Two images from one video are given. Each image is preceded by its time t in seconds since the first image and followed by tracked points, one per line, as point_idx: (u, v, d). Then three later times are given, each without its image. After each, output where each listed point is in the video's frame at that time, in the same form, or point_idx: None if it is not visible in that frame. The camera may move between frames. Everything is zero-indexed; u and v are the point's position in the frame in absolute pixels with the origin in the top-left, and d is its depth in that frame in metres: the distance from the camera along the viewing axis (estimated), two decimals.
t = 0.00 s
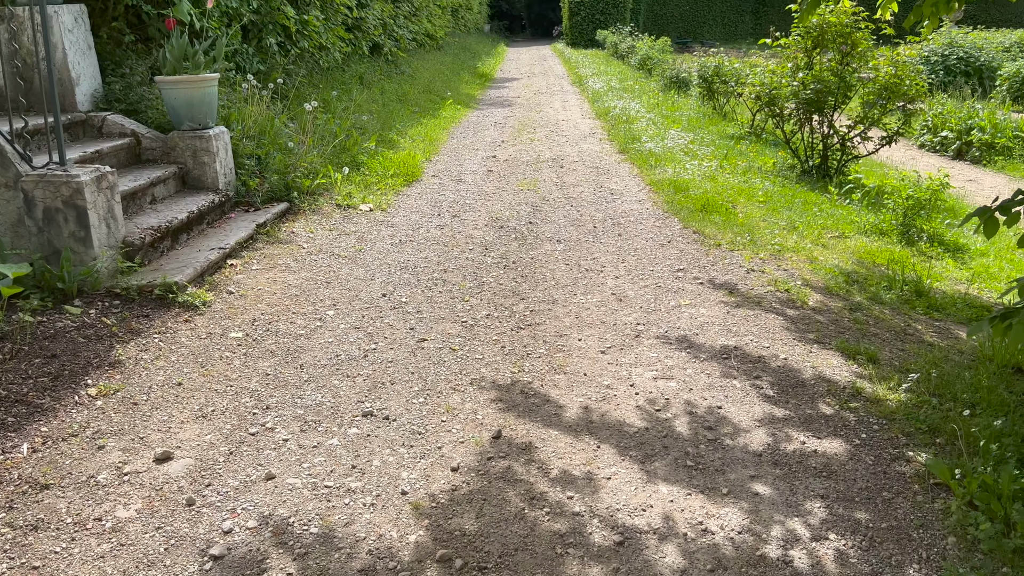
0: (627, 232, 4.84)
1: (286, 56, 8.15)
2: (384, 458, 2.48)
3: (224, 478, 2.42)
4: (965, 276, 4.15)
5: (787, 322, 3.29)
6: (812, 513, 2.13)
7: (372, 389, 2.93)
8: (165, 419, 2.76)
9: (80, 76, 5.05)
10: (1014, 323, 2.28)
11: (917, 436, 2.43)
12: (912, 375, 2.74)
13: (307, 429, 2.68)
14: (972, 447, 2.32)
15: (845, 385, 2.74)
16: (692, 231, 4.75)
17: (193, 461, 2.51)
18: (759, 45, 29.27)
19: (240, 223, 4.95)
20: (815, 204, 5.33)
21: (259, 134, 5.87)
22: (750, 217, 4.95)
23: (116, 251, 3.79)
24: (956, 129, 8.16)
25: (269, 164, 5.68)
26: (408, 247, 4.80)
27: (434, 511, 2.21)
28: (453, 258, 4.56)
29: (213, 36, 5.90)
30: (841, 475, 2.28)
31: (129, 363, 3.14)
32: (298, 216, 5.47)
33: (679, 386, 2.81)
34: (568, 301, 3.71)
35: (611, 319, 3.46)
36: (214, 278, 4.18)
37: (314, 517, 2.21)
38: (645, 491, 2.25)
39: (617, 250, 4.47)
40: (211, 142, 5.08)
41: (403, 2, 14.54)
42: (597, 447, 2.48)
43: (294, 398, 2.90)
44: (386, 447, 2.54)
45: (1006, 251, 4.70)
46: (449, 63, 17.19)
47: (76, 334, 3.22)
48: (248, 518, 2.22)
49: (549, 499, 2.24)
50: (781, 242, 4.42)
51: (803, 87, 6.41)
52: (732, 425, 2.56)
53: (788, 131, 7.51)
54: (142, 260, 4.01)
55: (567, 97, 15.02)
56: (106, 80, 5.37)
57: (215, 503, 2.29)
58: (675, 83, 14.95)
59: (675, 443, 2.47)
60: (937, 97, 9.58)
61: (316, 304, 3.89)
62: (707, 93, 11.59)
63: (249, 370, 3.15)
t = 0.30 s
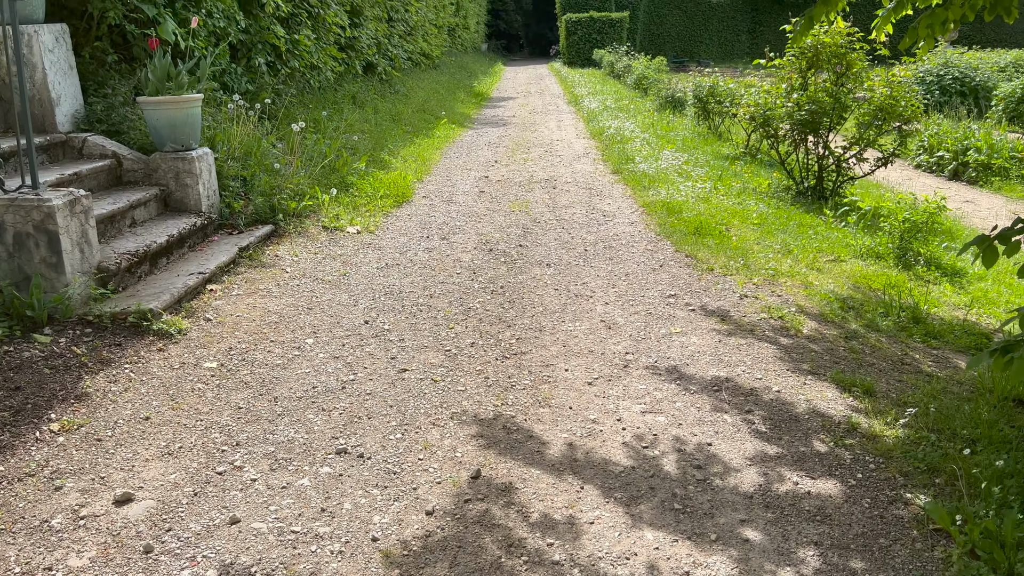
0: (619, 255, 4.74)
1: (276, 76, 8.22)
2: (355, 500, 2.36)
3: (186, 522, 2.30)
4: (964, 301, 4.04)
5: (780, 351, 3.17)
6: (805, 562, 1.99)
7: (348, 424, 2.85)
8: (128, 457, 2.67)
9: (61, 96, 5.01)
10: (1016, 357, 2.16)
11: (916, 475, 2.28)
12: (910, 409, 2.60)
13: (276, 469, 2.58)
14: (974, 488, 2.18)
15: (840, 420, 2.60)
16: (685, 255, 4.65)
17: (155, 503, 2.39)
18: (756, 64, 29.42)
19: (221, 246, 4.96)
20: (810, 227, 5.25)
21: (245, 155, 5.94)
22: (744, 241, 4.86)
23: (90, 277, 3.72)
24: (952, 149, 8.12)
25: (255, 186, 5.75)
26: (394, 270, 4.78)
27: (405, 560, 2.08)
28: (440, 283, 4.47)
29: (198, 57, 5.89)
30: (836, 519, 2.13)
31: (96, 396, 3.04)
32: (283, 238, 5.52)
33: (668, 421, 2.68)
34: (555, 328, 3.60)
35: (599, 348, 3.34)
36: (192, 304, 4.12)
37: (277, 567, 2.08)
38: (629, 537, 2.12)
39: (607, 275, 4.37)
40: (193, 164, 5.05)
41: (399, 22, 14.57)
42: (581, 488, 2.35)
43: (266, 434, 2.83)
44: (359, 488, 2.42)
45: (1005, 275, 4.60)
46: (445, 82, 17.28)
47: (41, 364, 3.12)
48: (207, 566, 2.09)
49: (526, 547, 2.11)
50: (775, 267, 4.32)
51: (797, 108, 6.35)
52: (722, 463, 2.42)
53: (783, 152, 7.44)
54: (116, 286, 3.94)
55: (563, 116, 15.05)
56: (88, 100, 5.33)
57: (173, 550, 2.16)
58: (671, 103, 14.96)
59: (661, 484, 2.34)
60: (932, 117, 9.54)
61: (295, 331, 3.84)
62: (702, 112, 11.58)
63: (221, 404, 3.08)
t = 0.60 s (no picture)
0: (607, 270, 4.67)
1: (261, 88, 8.24)
2: (328, 532, 2.25)
3: (148, 557, 2.18)
4: (956, 316, 3.99)
5: (772, 371, 3.07)
6: None
7: (323, 450, 2.76)
8: (91, 486, 2.57)
9: (37, 108, 4.93)
10: (1017, 379, 2.08)
11: (914, 503, 2.18)
12: (906, 432, 2.50)
13: (246, 498, 2.47)
14: (976, 517, 2.08)
15: (834, 444, 2.50)
16: (674, 270, 4.57)
17: (116, 536, 2.28)
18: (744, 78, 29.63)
19: (200, 262, 4.87)
20: (801, 241, 5.20)
21: (225, 169, 5.86)
22: (734, 255, 4.80)
23: (60, 295, 3.61)
24: (941, 163, 8.13)
25: (236, 200, 5.67)
26: (378, 285, 4.71)
27: None
28: (423, 300, 4.37)
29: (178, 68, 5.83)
30: (833, 550, 2.03)
31: (61, 420, 2.97)
32: (265, 253, 5.47)
33: (657, 446, 2.58)
34: (542, 346, 3.50)
35: (586, 367, 3.24)
36: (167, 322, 4.02)
37: None
38: (615, 571, 2.01)
39: (594, 291, 4.29)
40: (172, 177, 4.95)
41: (388, 35, 14.55)
42: (565, 519, 2.24)
43: (238, 460, 2.73)
44: (332, 519, 2.32)
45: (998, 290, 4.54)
46: (434, 94, 17.30)
47: (5, 387, 3.06)
48: None
49: None
50: (766, 282, 4.25)
51: (786, 121, 6.32)
52: (713, 491, 2.32)
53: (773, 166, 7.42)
54: (89, 304, 3.83)
55: (552, 129, 15.05)
56: (65, 112, 5.25)
57: None
58: (660, 116, 14.99)
59: (650, 514, 2.23)
60: (921, 130, 9.57)
61: (273, 350, 3.75)
62: (691, 125, 11.59)
63: (192, 428, 2.99)
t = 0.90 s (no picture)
0: (591, 289, 4.55)
1: (235, 100, 8.13)
2: None
3: None
4: (946, 335, 3.94)
5: (763, 396, 2.95)
6: None
7: (292, 487, 2.60)
8: (39, 530, 2.38)
9: None
10: (1021, 411, 1.98)
11: (918, 543, 2.06)
12: (905, 463, 2.39)
13: (207, 543, 2.30)
14: (984, 558, 1.96)
15: (831, 477, 2.38)
16: (659, 288, 4.48)
17: None
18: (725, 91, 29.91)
19: (168, 281, 4.68)
20: (786, 257, 5.15)
21: (196, 184, 5.68)
22: (719, 272, 4.74)
23: (15, 319, 3.42)
24: (923, 177, 8.19)
25: (207, 216, 5.51)
26: (352, 306, 4.57)
27: None
28: (400, 320, 4.22)
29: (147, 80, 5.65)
30: None
31: (10, 456, 2.78)
32: (236, 271, 5.31)
33: (645, 480, 2.44)
34: (524, 371, 3.36)
35: (571, 393, 3.10)
36: (131, 346, 3.84)
37: None
38: None
39: (578, 310, 4.17)
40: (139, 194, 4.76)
41: (367, 46, 14.42)
42: (550, 564, 2.09)
43: (199, 499, 2.56)
44: (299, 566, 2.15)
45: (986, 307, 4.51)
46: (415, 106, 17.24)
47: None
48: None
49: None
50: (753, 301, 4.17)
51: (771, 135, 6.29)
52: (705, 530, 2.18)
53: (756, 181, 7.40)
54: (47, 328, 3.64)
55: (534, 142, 15.01)
56: (27, 125, 5.06)
57: None
58: (642, 129, 15.02)
59: (640, 557, 2.09)
60: (902, 143, 9.63)
61: (241, 376, 3.58)
62: (673, 139, 11.59)
63: (152, 463, 2.81)
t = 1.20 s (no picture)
0: (572, 306, 4.46)
1: (207, 111, 7.98)
2: None
3: None
4: (931, 352, 3.93)
5: (751, 422, 2.86)
6: None
7: (258, 527, 2.45)
8: None
9: None
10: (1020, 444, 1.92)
11: None
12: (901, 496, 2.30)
13: None
14: None
15: (825, 511, 2.28)
16: (641, 304, 4.42)
17: None
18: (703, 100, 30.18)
19: (134, 301, 4.50)
20: (769, 272, 5.14)
21: (164, 199, 5.50)
22: (702, 289, 4.71)
23: None
24: (902, 189, 8.36)
25: (176, 232, 5.33)
26: (327, 327, 4.43)
27: None
28: (376, 342, 4.08)
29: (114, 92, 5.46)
30: None
31: None
32: (206, 289, 5.14)
33: (632, 516, 2.33)
34: (504, 396, 3.24)
35: (552, 420, 2.97)
36: (93, 372, 3.65)
37: None
38: None
39: (560, 329, 4.07)
40: (105, 211, 4.58)
41: (344, 55, 14.27)
42: None
43: (158, 543, 2.39)
44: None
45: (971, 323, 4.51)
46: (393, 116, 17.13)
47: None
48: None
49: None
50: (738, 319, 4.11)
51: (753, 147, 6.30)
52: (696, 571, 2.07)
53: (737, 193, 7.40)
54: (3, 354, 3.46)
55: (513, 152, 14.97)
56: None
57: None
58: (621, 139, 15.06)
59: None
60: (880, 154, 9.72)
61: (208, 404, 3.42)
62: (653, 149, 11.61)
63: (110, 502, 2.64)
